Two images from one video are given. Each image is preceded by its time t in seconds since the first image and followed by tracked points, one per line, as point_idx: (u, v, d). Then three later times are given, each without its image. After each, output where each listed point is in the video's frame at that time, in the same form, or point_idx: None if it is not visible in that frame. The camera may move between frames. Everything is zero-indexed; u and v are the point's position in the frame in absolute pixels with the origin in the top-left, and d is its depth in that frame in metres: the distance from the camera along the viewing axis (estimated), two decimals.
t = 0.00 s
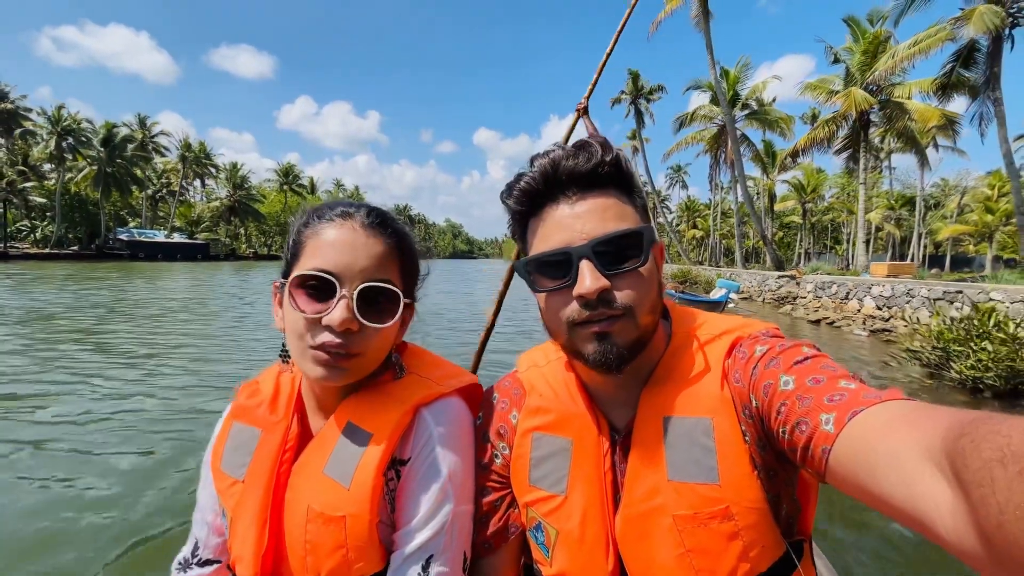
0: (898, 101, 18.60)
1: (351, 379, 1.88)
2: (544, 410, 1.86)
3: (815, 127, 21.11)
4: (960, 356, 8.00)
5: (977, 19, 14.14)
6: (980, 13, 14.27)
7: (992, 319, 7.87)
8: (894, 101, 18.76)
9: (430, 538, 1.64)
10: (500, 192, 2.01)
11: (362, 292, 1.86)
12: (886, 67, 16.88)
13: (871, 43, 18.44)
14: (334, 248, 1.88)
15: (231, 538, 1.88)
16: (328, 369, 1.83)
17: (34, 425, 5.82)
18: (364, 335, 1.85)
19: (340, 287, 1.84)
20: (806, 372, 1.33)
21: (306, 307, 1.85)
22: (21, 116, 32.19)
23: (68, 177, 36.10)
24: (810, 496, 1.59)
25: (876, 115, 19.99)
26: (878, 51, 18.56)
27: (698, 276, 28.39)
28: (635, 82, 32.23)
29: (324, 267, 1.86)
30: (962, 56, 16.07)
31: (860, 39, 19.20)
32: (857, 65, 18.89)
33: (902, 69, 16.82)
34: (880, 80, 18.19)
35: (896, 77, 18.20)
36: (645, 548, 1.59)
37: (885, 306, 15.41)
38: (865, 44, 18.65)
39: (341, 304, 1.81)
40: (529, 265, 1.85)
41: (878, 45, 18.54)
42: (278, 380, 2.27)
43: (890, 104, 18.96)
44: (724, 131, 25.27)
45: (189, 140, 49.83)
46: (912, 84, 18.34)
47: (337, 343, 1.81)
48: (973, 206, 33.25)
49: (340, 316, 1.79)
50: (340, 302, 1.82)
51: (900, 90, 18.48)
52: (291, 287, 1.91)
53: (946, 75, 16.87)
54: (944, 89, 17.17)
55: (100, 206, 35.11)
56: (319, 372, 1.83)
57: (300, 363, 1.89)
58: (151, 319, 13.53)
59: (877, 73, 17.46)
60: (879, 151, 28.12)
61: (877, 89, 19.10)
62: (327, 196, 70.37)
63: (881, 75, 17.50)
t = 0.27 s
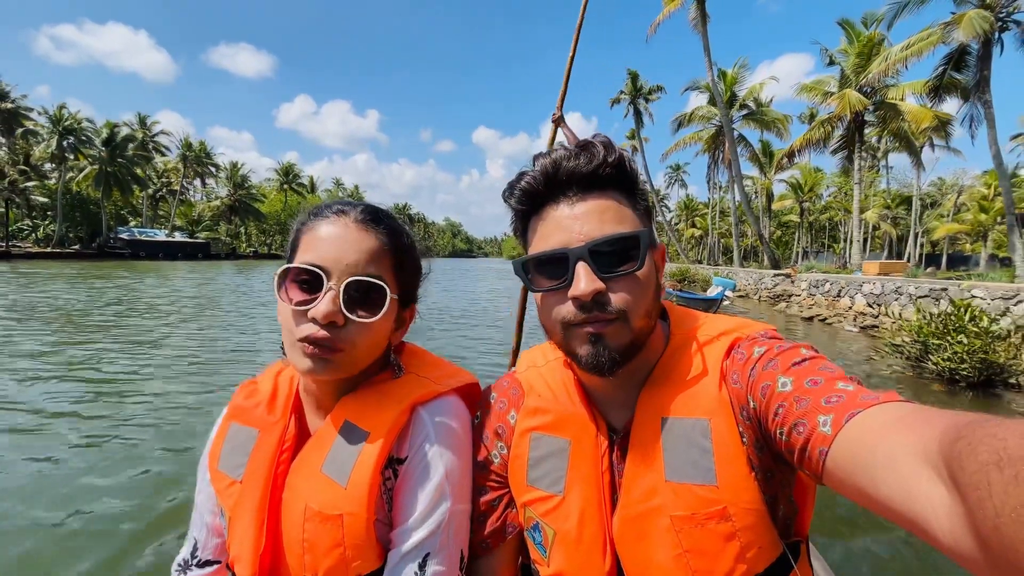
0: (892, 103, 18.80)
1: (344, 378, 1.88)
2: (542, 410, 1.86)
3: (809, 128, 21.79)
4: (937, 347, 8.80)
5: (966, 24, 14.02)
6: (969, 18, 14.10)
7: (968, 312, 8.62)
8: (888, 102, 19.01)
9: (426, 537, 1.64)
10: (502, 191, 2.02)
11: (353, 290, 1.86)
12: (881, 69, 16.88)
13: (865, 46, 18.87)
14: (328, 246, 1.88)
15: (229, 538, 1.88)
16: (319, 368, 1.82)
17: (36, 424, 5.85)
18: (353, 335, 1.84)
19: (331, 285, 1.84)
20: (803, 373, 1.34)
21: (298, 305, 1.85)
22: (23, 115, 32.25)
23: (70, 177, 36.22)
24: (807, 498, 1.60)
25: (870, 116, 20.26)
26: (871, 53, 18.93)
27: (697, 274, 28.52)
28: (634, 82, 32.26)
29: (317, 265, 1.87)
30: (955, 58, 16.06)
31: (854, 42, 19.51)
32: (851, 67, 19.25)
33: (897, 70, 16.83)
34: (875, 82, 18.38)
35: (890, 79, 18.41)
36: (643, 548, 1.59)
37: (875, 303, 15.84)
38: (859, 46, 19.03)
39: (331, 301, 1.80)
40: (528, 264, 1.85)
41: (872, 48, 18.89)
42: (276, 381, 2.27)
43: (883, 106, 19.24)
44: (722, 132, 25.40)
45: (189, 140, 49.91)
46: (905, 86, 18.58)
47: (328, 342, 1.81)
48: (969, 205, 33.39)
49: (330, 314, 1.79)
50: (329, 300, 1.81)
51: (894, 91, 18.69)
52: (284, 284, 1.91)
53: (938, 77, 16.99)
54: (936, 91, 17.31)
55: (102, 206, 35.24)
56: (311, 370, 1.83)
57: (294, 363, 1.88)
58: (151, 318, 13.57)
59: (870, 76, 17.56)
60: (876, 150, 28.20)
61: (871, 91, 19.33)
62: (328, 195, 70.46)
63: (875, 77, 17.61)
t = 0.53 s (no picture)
0: (886, 105, 19.18)
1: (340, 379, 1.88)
2: (541, 411, 1.86)
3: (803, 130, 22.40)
4: (918, 341, 9.28)
5: (955, 29, 14.20)
6: (958, 24, 14.25)
7: (947, 308, 9.04)
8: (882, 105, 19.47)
9: (425, 538, 1.63)
10: (501, 191, 2.01)
11: (351, 290, 1.85)
12: (875, 72, 17.05)
13: (860, 49, 19.23)
14: (325, 246, 1.88)
15: (227, 540, 1.88)
16: (315, 368, 1.82)
17: (37, 424, 5.87)
18: (349, 335, 1.84)
19: (328, 285, 1.84)
20: (802, 374, 1.34)
21: (295, 305, 1.85)
22: (24, 114, 32.32)
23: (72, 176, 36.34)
24: (806, 499, 1.60)
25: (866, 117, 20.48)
26: (866, 56, 19.32)
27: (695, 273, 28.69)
28: (633, 82, 32.32)
29: (315, 265, 1.87)
30: (946, 61, 16.28)
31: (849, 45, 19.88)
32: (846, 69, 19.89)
33: (890, 73, 17.00)
34: (870, 84, 18.61)
35: (884, 81, 18.70)
36: (641, 549, 1.59)
37: (865, 301, 16.03)
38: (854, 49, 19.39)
39: (327, 302, 1.81)
40: (528, 264, 1.85)
41: (866, 51, 19.28)
42: (273, 381, 2.27)
43: (878, 107, 19.48)
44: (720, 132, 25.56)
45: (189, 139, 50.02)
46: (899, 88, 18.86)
47: (330, 344, 1.81)
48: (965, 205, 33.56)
49: (325, 314, 1.79)
50: (325, 300, 1.81)
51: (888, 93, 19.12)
52: (283, 285, 1.90)
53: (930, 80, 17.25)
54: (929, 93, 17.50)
55: (103, 205, 35.36)
56: (307, 370, 1.82)
57: (293, 366, 1.88)
58: (152, 317, 13.61)
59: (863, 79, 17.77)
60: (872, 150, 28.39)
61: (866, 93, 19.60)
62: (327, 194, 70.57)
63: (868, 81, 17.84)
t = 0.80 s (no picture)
0: (881, 108, 19.42)
1: (347, 380, 1.88)
2: (542, 409, 1.86)
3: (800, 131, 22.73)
4: (902, 337, 9.53)
5: (947, 34, 14.27)
6: (950, 30, 14.39)
7: (930, 305, 9.42)
8: (877, 107, 19.62)
9: (426, 538, 1.64)
10: (499, 192, 2.01)
11: (363, 294, 1.85)
12: (870, 75, 17.05)
13: (856, 52, 19.42)
14: (334, 247, 1.87)
15: (225, 541, 1.88)
16: (325, 370, 1.83)
17: (39, 423, 5.90)
18: (363, 337, 1.85)
19: (339, 289, 1.83)
20: (803, 371, 1.34)
21: (304, 306, 1.84)
22: (25, 114, 32.40)
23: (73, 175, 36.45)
24: (805, 495, 1.60)
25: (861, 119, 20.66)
26: (862, 59, 19.47)
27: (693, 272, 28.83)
28: (632, 83, 32.36)
29: (325, 267, 1.85)
30: (940, 64, 16.33)
31: (845, 49, 20.08)
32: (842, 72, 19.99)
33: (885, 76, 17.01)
34: (865, 87, 18.80)
35: (880, 83, 18.80)
36: (641, 546, 1.59)
37: (856, 299, 16.14)
38: (850, 52, 19.57)
39: (341, 307, 1.80)
40: (529, 265, 1.85)
41: (862, 54, 19.43)
42: (270, 381, 2.26)
43: (873, 110, 19.66)
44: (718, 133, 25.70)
45: (190, 139, 50.11)
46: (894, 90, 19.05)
47: (335, 345, 1.81)
48: (961, 205, 33.70)
49: (338, 319, 1.78)
50: (337, 304, 1.81)
51: (884, 96, 19.26)
52: (289, 286, 1.89)
53: (924, 83, 17.32)
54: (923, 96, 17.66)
55: (104, 204, 35.48)
56: (315, 373, 1.83)
57: (295, 367, 1.88)
58: (153, 316, 13.66)
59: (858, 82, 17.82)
60: (870, 150, 28.36)
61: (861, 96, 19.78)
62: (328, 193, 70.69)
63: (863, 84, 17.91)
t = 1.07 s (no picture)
0: (876, 111, 19.62)
1: (354, 388, 1.89)
2: (539, 408, 1.87)
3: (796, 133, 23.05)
4: (887, 333, 9.89)
5: (940, 40, 14.44)
6: (943, 35, 14.53)
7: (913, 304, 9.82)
8: (873, 110, 19.80)
9: (423, 539, 1.64)
10: (492, 194, 2.02)
11: (372, 305, 1.86)
12: (865, 79, 17.14)
13: (851, 56, 19.63)
14: (342, 257, 1.87)
15: (223, 544, 1.88)
16: (331, 377, 1.83)
17: (41, 415, 5.94)
18: (372, 346, 1.87)
19: (349, 300, 1.83)
20: (798, 368, 1.34)
21: (311, 316, 1.83)
22: (27, 113, 32.49)
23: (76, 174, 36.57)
24: (802, 492, 1.60)
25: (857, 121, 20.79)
26: (858, 63, 19.65)
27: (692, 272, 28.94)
28: (632, 84, 32.37)
29: (333, 277, 1.85)
30: (933, 69, 16.47)
31: (841, 53, 20.26)
32: (839, 75, 20.07)
33: (879, 80, 17.08)
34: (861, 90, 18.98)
35: (876, 86, 18.95)
36: (638, 546, 1.59)
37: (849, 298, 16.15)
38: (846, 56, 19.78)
39: (352, 318, 1.80)
40: (524, 267, 1.85)
41: (858, 58, 19.64)
42: (267, 383, 2.26)
43: (869, 113, 19.78)
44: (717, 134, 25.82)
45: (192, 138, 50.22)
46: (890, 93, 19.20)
47: (334, 347, 1.81)
48: (959, 206, 33.78)
49: (350, 331, 1.79)
50: (347, 316, 1.81)
51: (880, 99, 19.45)
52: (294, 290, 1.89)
53: (917, 87, 17.44)
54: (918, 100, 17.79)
55: (106, 203, 35.59)
56: (322, 383, 1.83)
57: (295, 369, 1.89)
58: (154, 313, 13.71)
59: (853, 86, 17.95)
60: (868, 151, 28.46)
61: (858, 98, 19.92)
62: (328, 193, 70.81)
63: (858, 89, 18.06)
